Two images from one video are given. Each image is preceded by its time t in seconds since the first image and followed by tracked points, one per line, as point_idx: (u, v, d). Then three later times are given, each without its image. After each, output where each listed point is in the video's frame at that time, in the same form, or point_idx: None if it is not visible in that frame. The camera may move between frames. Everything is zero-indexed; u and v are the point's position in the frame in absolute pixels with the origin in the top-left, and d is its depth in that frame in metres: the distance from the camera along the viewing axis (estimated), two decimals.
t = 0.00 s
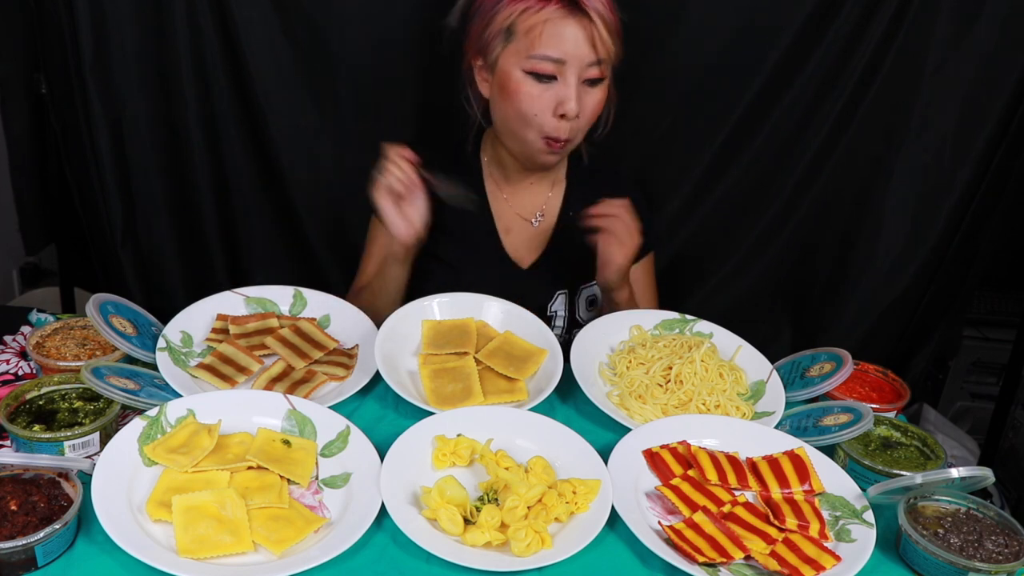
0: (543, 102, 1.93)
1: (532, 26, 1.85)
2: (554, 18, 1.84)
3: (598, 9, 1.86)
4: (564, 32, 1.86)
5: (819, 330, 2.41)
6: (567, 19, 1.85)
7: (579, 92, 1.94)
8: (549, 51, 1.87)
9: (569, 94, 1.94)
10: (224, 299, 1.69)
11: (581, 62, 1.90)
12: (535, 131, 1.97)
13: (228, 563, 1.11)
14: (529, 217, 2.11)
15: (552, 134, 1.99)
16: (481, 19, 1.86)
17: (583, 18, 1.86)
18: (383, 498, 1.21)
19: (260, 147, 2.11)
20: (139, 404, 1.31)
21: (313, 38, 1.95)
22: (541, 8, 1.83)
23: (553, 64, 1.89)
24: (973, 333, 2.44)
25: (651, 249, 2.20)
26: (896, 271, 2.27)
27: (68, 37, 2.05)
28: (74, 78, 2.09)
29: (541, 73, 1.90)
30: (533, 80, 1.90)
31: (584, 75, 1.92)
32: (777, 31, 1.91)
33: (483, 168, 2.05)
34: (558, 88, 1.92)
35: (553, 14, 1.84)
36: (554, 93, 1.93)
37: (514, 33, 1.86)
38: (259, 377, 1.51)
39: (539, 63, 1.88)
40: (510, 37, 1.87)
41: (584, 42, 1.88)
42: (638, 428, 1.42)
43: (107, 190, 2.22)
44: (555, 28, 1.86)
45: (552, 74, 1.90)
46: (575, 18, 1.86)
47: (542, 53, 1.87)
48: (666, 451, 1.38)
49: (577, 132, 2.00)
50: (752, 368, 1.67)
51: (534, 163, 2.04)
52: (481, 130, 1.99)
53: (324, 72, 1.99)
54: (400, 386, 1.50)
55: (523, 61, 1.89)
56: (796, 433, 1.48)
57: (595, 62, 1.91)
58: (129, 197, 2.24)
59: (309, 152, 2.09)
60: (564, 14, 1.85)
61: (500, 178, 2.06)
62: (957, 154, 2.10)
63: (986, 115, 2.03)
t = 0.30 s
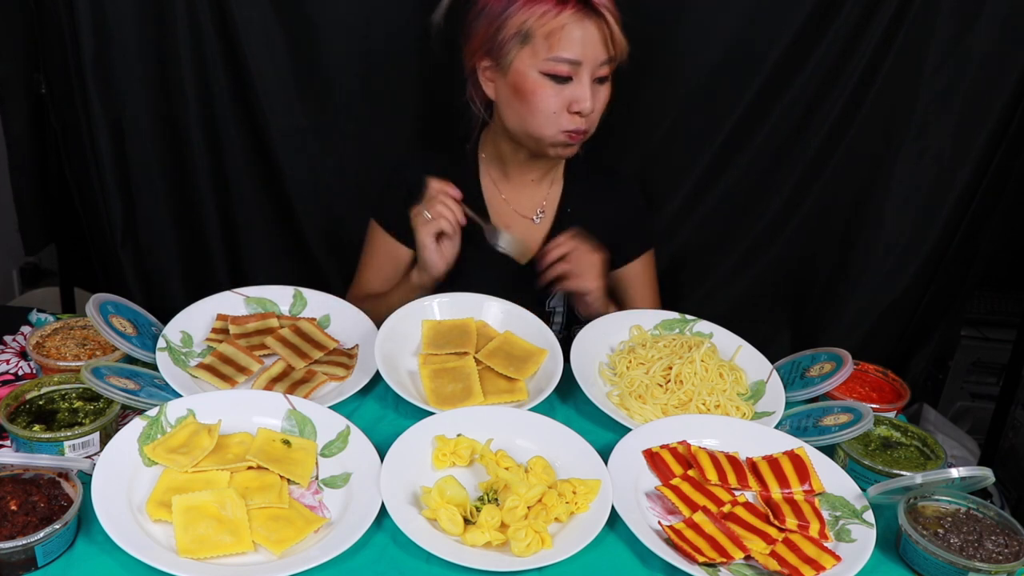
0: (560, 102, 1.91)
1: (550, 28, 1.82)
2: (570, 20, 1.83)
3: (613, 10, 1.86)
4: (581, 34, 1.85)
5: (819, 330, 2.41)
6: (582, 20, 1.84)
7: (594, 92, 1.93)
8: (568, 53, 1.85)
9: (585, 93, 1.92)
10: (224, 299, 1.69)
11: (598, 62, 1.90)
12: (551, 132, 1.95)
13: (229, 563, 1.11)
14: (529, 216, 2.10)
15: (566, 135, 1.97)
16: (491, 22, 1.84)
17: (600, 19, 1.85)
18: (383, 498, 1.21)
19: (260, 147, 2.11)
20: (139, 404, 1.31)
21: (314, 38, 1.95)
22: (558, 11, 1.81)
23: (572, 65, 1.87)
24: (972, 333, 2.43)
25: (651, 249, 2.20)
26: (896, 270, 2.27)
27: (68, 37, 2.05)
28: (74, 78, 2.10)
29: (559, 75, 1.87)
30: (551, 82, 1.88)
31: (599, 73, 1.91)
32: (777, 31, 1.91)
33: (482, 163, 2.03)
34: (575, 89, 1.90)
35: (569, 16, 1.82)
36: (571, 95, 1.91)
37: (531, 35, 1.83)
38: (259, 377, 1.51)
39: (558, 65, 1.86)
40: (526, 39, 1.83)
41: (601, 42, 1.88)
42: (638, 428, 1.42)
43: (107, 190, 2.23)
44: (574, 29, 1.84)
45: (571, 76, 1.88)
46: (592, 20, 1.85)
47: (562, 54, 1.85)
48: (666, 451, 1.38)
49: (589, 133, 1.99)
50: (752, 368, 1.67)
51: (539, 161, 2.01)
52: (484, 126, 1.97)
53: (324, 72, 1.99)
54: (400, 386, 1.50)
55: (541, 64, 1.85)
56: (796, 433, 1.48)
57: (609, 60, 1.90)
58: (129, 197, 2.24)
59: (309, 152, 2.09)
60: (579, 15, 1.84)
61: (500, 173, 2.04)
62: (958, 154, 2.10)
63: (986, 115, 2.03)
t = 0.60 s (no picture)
0: (569, 106, 1.90)
1: (562, 33, 1.80)
2: (581, 24, 1.81)
3: (624, 13, 1.85)
4: (592, 38, 1.84)
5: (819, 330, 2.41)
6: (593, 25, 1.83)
7: (602, 95, 1.92)
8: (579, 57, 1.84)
9: (593, 97, 1.90)
10: (224, 299, 1.69)
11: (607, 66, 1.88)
12: (559, 135, 1.93)
13: (228, 563, 1.11)
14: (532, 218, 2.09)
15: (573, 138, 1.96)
16: (501, 26, 1.81)
17: (611, 23, 1.84)
18: (383, 498, 1.21)
19: (260, 147, 2.11)
20: (139, 404, 1.31)
21: (315, 38, 1.95)
22: (570, 15, 1.79)
23: (583, 69, 1.85)
24: (971, 333, 2.41)
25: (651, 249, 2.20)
26: (896, 270, 2.27)
27: (69, 37, 2.06)
28: (74, 78, 2.10)
29: (569, 80, 1.86)
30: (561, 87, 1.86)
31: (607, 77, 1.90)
32: (777, 31, 1.91)
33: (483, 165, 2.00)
34: (584, 93, 1.89)
35: (581, 20, 1.81)
36: (581, 100, 1.89)
37: (543, 40, 1.80)
38: (259, 377, 1.51)
39: (570, 69, 1.84)
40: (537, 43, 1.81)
41: (611, 46, 1.86)
42: (638, 428, 1.42)
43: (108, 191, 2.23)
44: (586, 34, 1.82)
45: (581, 80, 1.87)
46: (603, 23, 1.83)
47: (574, 59, 1.83)
48: (666, 451, 1.38)
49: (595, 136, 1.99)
50: (752, 368, 1.67)
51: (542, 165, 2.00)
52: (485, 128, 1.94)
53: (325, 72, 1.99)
54: (400, 386, 1.50)
55: (552, 68, 1.83)
56: (796, 433, 1.48)
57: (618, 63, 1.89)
58: (130, 197, 2.25)
59: (309, 152, 2.09)
60: (590, 20, 1.82)
61: (500, 176, 2.02)
62: (958, 155, 2.10)
63: (986, 114, 2.04)
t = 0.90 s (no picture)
0: (558, 105, 1.89)
1: (547, 33, 1.79)
2: (568, 23, 1.80)
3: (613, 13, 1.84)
4: (579, 37, 1.83)
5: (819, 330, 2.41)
6: (579, 24, 1.82)
7: (592, 95, 1.91)
8: (565, 56, 1.83)
9: (582, 96, 1.89)
10: (224, 299, 1.69)
11: (594, 66, 1.87)
12: (551, 133, 1.92)
13: (228, 563, 1.11)
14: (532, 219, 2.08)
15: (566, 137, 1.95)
16: (489, 25, 1.82)
17: (598, 23, 1.83)
18: (383, 498, 1.21)
19: (260, 147, 2.11)
20: (139, 404, 1.31)
21: (315, 38, 1.95)
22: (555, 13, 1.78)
23: (569, 69, 1.84)
24: (972, 333, 2.43)
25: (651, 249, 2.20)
26: (897, 270, 2.27)
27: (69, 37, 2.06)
28: (75, 78, 2.10)
29: (556, 80, 1.85)
30: (547, 86, 1.85)
31: (597, 77, 1.89)
32: (778, 31, 1.91)
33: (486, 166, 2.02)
34: (573, 92, 1.88)
35: (567, 19, 1.80)
36: (569, 100, 1.89)
37: (528, 40, 1.80)
38: (259, 377, 1.51)
39: (556, 69, 1.83)
40: (523, 41, 1.81)
41: (600, 46, 1.85)
42: (638, 428, 1.42)
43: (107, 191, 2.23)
44: (573, 33, 1.81)
45: (567, 80, 1.86)
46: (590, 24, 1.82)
47: (559, 60, 1.82)
48: (666, 451, 1.38)
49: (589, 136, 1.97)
50: (752, 368, 1.67)
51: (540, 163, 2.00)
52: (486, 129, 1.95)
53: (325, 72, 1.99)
54: (400, 386, 1.50)
55: (539, 67, 1.83)
56: (796, 433, 1.48)
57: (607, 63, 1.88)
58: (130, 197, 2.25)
59: (309, 151, 2.09)
60: (576, 19, 1.81)
61: (503, 176, 2.03)
62: (959, 155, 2.10)
63: (986, 114, 2.04)
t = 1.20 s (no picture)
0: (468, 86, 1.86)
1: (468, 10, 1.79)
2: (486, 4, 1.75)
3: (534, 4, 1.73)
4: (492, 20, 1.76)
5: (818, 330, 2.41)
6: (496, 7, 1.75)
7: (498, 84, 1.81)
8: (475, 36, 1.78)
9: (487, 83, 1.82)
10: (224, 299, 1.69)
11: (503, 54, 1.78)
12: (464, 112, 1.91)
13: (228, 563, 1.10)
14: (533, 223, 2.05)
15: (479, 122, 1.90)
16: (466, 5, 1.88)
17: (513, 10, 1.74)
18: (383, 498, 1.21)
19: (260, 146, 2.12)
20: (139, 404, 1.31)
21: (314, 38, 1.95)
22: None
23: (477, 51, 1.79)
24: (973, 333, 2.44)
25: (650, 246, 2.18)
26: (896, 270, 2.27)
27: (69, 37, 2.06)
28: (75, 78, 2.10)
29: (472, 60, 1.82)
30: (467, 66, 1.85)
31: (506, 66, 1.79)
32: (778, 31, 1.91)
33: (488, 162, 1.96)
34: (478, 75, 1.82)
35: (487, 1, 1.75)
36: (475, 83, 1.82)
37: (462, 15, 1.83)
38: (259, 377, 1.51)
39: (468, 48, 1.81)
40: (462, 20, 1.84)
41: (513, 32, 1.76)
42: (638, 428, 1.42)
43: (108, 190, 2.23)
44: (489, 14, 1.75)
45: (478, 62, 1.80)
46: (510, 9, 1.74)
47: (470, 38, 1.78)
48: (666, 451, 1.38)
49: (503, 130, 1.88)
50: (752, 368, 1.67)
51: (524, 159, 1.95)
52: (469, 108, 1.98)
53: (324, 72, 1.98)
54: (400, 386, 1.50)
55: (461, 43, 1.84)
56: (796, 433, 1.48)
57: (512, 54, 1.77)
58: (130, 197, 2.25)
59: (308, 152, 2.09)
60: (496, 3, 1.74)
61: (505, 180, 2.00)
62: (958, 155, 2.10)
63: (986, 114, 2.04)
